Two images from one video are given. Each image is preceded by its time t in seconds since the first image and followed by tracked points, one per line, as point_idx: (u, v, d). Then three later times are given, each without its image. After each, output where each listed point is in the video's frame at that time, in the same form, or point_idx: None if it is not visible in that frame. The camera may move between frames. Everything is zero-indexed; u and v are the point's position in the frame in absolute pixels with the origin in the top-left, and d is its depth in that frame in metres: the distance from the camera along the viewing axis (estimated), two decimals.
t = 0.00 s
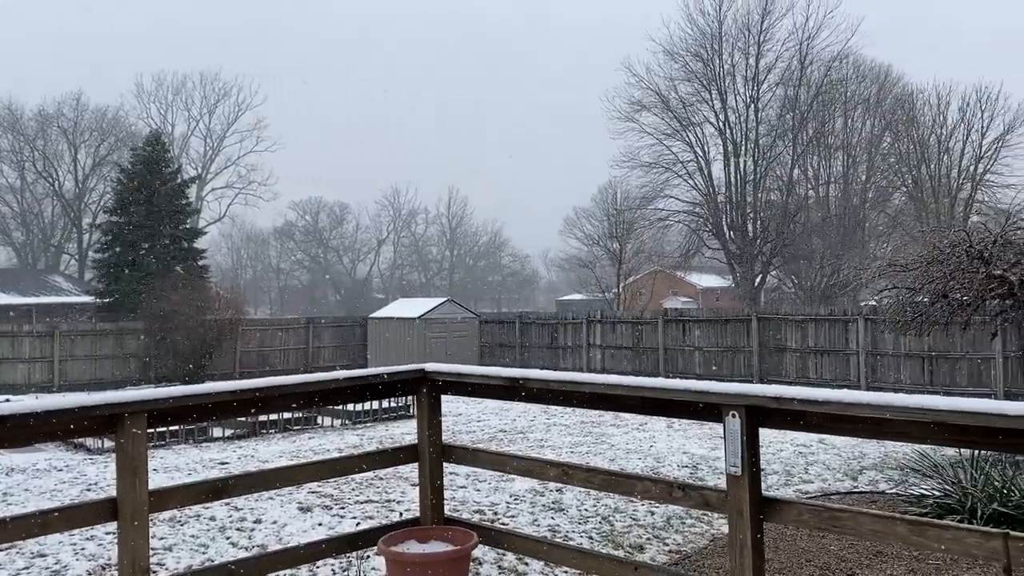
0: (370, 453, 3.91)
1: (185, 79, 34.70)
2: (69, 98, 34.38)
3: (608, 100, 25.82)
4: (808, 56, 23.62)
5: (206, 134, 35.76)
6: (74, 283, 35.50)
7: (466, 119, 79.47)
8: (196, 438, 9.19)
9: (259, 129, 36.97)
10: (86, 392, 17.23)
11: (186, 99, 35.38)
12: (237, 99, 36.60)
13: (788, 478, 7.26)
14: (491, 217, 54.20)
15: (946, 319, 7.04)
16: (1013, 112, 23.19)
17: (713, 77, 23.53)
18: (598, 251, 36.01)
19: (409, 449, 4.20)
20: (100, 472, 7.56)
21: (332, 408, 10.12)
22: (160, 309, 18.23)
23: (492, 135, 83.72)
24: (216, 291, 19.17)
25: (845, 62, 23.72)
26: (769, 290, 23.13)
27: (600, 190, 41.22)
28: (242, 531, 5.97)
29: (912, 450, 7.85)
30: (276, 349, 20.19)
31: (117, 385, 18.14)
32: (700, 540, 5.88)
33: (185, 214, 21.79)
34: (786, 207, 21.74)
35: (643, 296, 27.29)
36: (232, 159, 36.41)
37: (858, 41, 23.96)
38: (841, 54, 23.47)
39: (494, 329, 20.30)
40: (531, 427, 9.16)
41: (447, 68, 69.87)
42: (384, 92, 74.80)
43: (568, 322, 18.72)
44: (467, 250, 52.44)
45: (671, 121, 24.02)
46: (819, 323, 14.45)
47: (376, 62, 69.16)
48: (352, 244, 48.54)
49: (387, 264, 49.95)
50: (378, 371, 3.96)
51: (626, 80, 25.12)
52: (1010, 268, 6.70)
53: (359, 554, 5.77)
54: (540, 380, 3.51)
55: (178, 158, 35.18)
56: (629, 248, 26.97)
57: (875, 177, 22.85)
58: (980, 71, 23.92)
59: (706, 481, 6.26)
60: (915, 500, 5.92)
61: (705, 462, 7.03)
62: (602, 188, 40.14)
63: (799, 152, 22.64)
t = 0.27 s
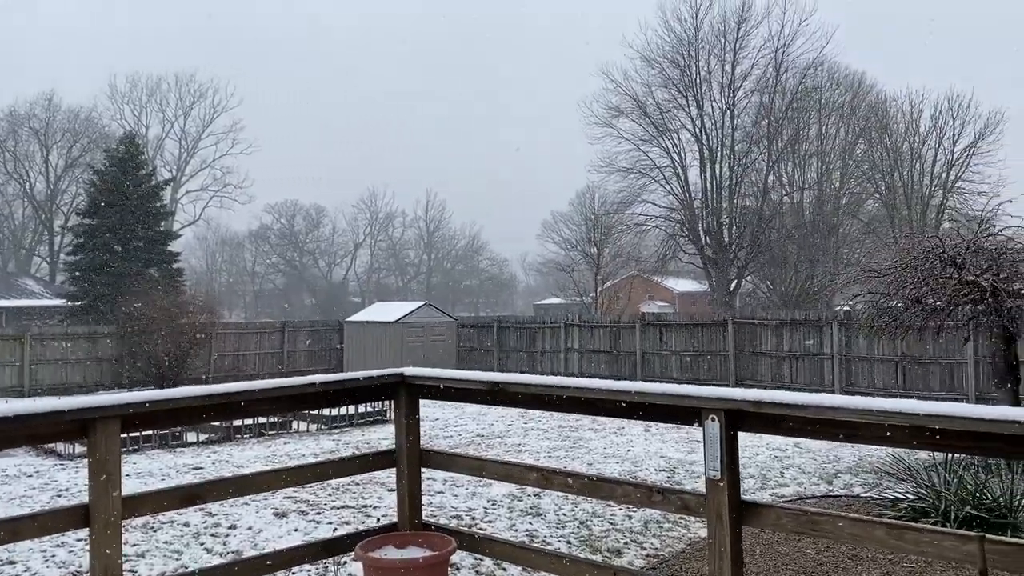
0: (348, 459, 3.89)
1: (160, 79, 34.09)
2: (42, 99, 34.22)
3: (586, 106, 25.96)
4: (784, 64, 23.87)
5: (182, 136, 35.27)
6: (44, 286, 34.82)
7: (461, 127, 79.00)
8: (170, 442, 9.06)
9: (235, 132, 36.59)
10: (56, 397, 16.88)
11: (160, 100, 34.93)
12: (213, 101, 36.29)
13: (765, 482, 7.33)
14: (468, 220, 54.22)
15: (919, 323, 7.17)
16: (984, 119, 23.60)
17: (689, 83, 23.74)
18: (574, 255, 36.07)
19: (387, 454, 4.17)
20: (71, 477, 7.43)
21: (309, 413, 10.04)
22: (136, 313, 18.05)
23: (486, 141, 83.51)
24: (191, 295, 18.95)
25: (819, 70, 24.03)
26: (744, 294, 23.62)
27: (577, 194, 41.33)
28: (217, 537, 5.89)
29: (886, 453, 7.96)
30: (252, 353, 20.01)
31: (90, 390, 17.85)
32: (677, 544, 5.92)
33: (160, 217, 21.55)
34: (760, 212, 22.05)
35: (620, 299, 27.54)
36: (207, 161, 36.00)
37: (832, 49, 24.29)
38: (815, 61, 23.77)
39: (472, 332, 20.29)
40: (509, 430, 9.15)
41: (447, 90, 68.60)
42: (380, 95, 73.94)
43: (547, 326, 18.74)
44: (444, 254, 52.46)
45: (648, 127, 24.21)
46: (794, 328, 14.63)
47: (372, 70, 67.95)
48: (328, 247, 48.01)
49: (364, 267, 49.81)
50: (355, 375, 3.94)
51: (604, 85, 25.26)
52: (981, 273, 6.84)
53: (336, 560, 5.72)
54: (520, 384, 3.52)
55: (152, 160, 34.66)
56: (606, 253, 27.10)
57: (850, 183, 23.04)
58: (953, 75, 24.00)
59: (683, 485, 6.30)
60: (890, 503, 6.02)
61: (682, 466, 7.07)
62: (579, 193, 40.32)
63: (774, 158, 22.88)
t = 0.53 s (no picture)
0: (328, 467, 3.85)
1: (140, 83, 34.02)
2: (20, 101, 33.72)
3: (568, 113, 26.06)
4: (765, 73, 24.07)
5: (161, 139, 34.86)
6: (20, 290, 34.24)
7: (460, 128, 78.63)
8: (147, 449, 8.94)
9: (215, 136, 36.25)
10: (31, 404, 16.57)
11: (141, 104, 34.57)
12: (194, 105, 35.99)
13: (746, 489, 7.36)
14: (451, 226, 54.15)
15: (898, 331, 7.24)
16: (961, 130, 23.99)
17: (671, 91, 23.86)
18: (557, 262, 36.06)
19: (367, 461, 4.13)
20: (46, 484, 7.31)
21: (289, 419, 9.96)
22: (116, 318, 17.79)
23: (484, 144, 82.20)
24: (171, 300, 18.70)
25: (800, 80, 24.29)
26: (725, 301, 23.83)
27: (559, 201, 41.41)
28: (195, 545, 5.82)
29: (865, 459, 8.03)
30: (231, 359, 19.79)
31: (66, 397, 17.45)
32: (658, 551, 5.93)
33: (139, 221, 21.33)
34: (741, 220, 22.34)
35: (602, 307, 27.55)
36: (187, 165, 35.64)
37: (812, 60, 24.58)
38: (796, 71, 24.04)
39: (453, 339, 20.22)
40: (490, 437, 9.12)
41: (443, 84, 68.84)
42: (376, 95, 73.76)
43: (528, 333, 18.75)
44: (427, 259, 52.34)
45: (630, 135, 24.31)
46: (774, 336, 14.72)
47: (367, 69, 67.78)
48: (309, 253, 47.61)
49: (345, 272, 49.44)
50: (335, 382, 3.91)
51: (586, 93, 25.37)
52: (960, 281, 6.92)
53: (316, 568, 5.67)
54: (503, 392, 3.50)
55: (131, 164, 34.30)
56: (589, 260, 27.10)
57: (828, 191, 23.24)
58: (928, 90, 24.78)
59: (664, 492, 6.32)
60: (870, 511, 6.07)
61: (663, 473, 7.09)
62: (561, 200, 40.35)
63: (755, 167, 23.07)
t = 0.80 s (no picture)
0: (316, 475, 3.84)
1: (128, 91, 33.98)
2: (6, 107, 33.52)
3: (556, 123, 26.19)
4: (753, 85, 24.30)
5: (149, 146, 34.73)
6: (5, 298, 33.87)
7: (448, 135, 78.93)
8: (132, 458, 8.86)
9: (203, 144, 36.17)
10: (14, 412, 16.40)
11: (129, 111, 34.48)
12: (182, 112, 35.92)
13: (733, 499, 7.37)
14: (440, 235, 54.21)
15: (883, 341, 7.29)
16: (947, 142, 24.29)
17: (659, 102, 23.98)
18: (545, 271, 36.14)
19: (353, 471, 4.10)
20: (28, 492, 7.23)
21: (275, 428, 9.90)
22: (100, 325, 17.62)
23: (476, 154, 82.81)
24: (156, 308, 18.57)
25: (787, 92, 24.52)
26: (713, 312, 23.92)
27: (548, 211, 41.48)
28: (178, 555, 5.77)
29: (849, 470, 8.06)
30: (217, 368, 19.67)
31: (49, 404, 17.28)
32: (645, 562, 5.92)
33: (125, 228, 21.26)
34: (729, 231, 22.40)
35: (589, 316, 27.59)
36: (175, 172, 35.50)
37: (799, 73, 24.85)
38: (783, 84, 24.28)
39: (440, 348, 20.20)
40: (478, 447, 9.10)
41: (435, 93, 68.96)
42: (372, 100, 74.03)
43: (516, 342, 18.75)
44: (415, 269, 52.33)
45: (618, 145, 24.41)
46: (761, 346, 14.77)
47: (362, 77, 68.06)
48: (297, 261, 47.35)
49: (333, 281, 49.27)
50: (323, 392, 3.89)
51: (576, 103, 25.49)
52: (945, 293, 6.98)
53: None
54: (490, 400, 3.48)
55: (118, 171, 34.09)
56: (577, 269, 27.16)
57: (815, 202, 23.21)
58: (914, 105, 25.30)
59: (651, 502, 6.31)
60: (856, 521, 6.08)
61: (650, 483, 7.08)
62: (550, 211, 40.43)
63: (742, 179, 23.19)
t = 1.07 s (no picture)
0: (307, 486, 3.82)
1: (122, 100, 34.03)
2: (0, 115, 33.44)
3: (551, 136, 26.32)
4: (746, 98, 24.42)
5: (142, 155, 34.67)
6: None
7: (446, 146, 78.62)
8: (121, 468, 8.80)
9: (196, 153, 36.29)
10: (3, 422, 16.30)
11: (123, 120, 34.51)
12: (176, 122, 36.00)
13: (725, 512, 7.35)
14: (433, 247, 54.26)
15: (875, 354, 7.34)
16: (938, 157, 24.28)
17: (653, 115, 24.10)
18: (538, 282, 36.26)
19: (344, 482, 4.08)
20: (16, 503, 7.17)
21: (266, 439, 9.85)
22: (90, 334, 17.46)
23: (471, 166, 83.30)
24: (148, 317, 18.46)
25: (780, 106, 24.68)
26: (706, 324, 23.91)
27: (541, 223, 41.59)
28: (167, 566, 5.72)
29: (842, 483, 8.06)
30: (209, 378, 19.56)
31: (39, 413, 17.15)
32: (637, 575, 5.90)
33: (118, 238, 21.22)
34: (721, 244, 22.50)
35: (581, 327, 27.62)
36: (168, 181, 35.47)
37: (792, 87, 25.01)
38: (776, 97, 24.45)
39: (433, 359, 20.18)
40: (470, 459, 9.07)
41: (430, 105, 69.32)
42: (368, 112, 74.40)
43: (509, 353, 18.77)
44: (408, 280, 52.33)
45: (612, 158, 24.52)
46: (753, 359, 14.77)
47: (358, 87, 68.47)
48: (290, 271, 46.96)
49: (326, 292, 49.11)
50: (316, 402, 3.89)
51: (570, 116, 25.63)
52: (936, 306, 7.04)
53: None
54: (482, 412, 3.48)
55: (111, 180, 34.09)
56: (569, 279, 27.20)
57: (807, 216, 23.48)
58: (906, 119, 25.25)
59: (643, 514, 6.30)
60: (848, 534, 6.06)
61: (643, 496, 7.07)
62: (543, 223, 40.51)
63: (735, 193, 23.32)
